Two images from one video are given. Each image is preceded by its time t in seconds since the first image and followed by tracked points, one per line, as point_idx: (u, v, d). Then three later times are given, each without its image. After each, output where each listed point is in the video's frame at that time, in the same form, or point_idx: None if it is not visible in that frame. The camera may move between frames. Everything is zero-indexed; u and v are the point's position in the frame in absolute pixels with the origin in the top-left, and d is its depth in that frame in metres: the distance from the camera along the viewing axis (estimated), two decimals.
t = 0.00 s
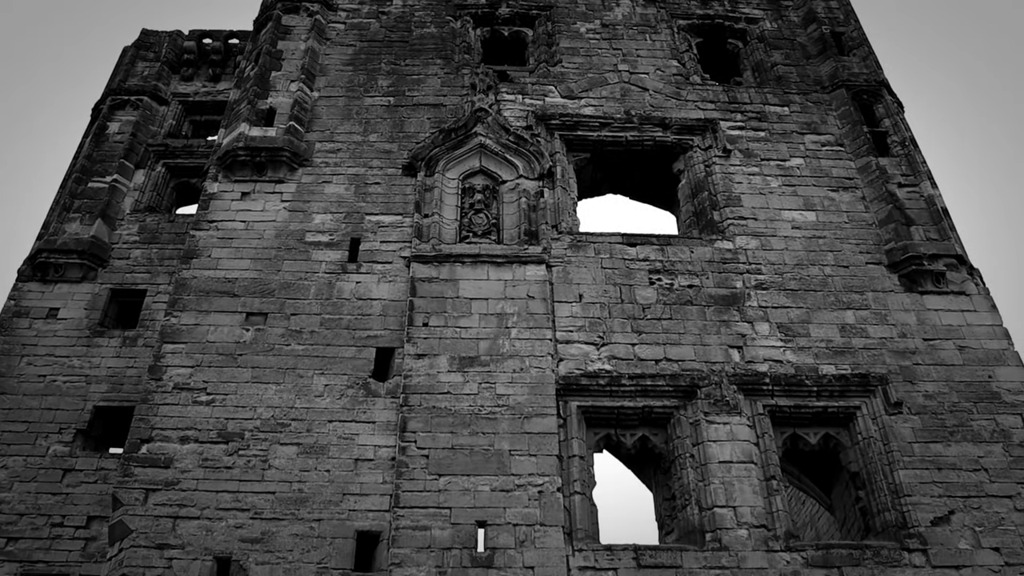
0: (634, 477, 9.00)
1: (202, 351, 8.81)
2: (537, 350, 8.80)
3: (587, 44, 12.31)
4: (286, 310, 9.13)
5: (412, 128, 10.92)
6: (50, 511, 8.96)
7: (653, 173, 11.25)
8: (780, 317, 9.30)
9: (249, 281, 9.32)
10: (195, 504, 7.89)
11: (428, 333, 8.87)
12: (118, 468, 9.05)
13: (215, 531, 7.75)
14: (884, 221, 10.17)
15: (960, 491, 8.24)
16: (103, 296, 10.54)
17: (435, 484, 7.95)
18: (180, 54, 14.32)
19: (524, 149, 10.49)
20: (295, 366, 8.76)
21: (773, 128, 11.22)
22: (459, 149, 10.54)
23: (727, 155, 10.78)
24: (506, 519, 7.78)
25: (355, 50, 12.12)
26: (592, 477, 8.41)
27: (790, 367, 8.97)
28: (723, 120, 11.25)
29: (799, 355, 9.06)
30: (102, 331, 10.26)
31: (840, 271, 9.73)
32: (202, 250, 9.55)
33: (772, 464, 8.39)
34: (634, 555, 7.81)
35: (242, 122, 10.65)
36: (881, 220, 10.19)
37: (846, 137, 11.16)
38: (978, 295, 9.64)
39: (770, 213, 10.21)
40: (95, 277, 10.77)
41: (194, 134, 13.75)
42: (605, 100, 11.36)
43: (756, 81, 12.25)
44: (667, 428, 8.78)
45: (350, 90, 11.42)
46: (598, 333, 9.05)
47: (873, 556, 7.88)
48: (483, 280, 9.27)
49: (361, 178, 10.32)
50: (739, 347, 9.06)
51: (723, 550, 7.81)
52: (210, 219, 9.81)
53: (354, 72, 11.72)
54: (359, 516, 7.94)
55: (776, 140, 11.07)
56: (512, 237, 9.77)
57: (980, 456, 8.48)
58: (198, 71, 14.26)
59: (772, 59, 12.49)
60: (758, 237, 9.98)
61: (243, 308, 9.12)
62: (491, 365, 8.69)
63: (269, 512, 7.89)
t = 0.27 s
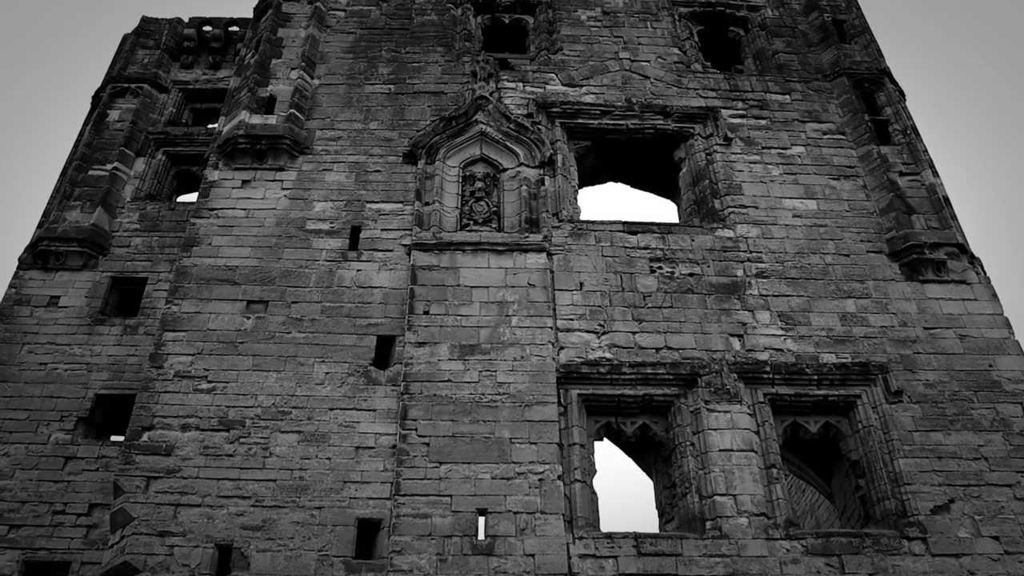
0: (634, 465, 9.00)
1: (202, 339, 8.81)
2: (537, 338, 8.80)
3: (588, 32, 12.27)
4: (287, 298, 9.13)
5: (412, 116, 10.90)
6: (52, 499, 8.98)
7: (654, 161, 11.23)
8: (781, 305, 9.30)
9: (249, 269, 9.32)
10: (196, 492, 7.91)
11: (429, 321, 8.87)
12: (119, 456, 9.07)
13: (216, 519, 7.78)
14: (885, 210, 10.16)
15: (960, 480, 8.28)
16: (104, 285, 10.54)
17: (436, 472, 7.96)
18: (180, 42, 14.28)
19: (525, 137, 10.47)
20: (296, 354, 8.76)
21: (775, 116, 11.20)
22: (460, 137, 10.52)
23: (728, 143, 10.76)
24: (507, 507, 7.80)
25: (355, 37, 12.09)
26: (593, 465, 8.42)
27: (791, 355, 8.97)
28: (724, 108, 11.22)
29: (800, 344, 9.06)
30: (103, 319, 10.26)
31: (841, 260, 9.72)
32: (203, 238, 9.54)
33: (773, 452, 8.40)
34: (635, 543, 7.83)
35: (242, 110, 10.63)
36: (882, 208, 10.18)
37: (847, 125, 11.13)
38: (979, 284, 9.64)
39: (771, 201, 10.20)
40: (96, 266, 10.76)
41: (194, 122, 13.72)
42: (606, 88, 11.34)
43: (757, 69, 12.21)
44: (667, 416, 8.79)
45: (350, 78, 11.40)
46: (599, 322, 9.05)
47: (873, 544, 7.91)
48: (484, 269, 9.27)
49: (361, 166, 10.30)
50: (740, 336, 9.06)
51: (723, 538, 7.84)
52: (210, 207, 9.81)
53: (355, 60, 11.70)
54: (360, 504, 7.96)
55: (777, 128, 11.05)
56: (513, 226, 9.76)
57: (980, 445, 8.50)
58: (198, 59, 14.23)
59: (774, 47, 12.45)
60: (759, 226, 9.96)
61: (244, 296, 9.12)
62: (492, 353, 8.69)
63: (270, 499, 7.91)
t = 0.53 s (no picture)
0: (634, 455, 9.01)
1: (203, 329, 8.81)
2: (538, 328, 8.80)
3: (589, 22, 12.25)
4: (287, 289, 9.12)
5: (413, 106, 10.89)
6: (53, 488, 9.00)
7: (655, 151, 11.22)
8: (782, 296, 9.30)
9: (250, 259, 9.32)
10: (197, 482, 7.93)
11: (429, 311, 8.87)
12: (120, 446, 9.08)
13: (217, 509, 7.80)
14: (886, 201, 10.15)
15: (960, 470, 8.29)
16: (104, 275, 10.54)
17: (436, 462, 7.97)
18: (180, 32, 14.25)
19: (526, 127, 10.46)
20: (297, 345, 8.76)
21: (776, 106, 11.18)
22: (460, 127, 10.51)
23: (729, 133, 10.75)
24: (507, 497, 7.82)
25: (356, 27, 12.07)
26: (593, 455, 8.43)
27: (791, 346, 8.97)
28: (725, 99, 11.21)
29: (800, 334, 9.06)
30: (103, 309, 10.26)
31: (842, 251, 9.72)
32: (203, 228, 9.54)
33: (773, 442, 8.42)
34: (635, 533, 7.84)
35: (242, 100, 10.62)
36: (883, 199, 10.18)
37: (848, 116, 11.12)
38: (980, 275, 9.65)
39: (772, 191, 10.19)
40: (96, 256, 10.76)
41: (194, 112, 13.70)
42: (607, 79, 11.32)
43: (758, 59, 12.19)
44: (668, 406, 8.80)
45: (351, 68, 11.38)
46: (600, 312, 9.05)
47: (873, 535, 7.94)
48: (484, 259, 9.27)
49: (361, 156, 10.30)
50: (741, 326, 9.06)
51: (723, 528, 7.86)
52: (211, 197, 9.81)
53: (355, 50, 11.68)
54: (361, 494, 7.97)
55: (778, 118, 11.03)
56: (513, 216, 9.76)
57: (980, 436, 8.52)
58: (198, 49, 14.20)
59: (775, 37, 12.43)
60: (760, 216, 9.96)
61: (244, 286, 9.12)
62: (492, 343, 8.70)
63: (271, 489, 7.92)
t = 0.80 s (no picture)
0: (633, 446, 9.01)
1: (203, 319, 8.81)
2: (538, 319, 8.81)
3: (590, 12, 12.22)
4: (287, 279, 9.12)
5: (413, 96, 10.88)
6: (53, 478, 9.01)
7: (656, 142, 11.21)
8: (781, 287, 9.30)
9: (250, 249, 9.32)
10: (196, 472, 7.94)
11: (429, 301, 8.87)
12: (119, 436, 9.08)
13: (217, 498, 7.81)
14: (886, 193, 10.15)
15: (959, 463, 8.31)
16: (104, 265, 10.53)
17: (436, 453, 7.98)
18: (180, 21, 14.22)
19: (526, 117, 10.45)
20: (296, 335, 8.77)
21: (777, 98, 11.17)
22: (461, 117, 10.50)
23: (730, 125, 10.74)
24: (506, 487, 7.84)
25: (356, 17, 12.06)
26: (592, 446, 8.44)
27: (791, 338, 8.98)
28: (726, 90, 11.19)
29: (800, 326, 9.07)
30: (103, 299, 10.27)
31: (842, 243, 9.72)
32: (203, 218, 9.54)
33: (772, 434, 8.43)
34: (634, 524, 7.85)
35: (242, 90, 10.62)
36: (883, 191, 10.18)
37: (849, 107, 11.11)
38: (980, 268, 9.65)
39: (772, 183, 10.18)
40: (96, 245, 10.76)
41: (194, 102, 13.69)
42: (607, 69, 11.30)
43: (759, 51, 12.17)
44: (667, 398, 8.80)
45: (351, 58, 11.37)
46: (600, 303, 9.05)
47: (871, 526, 7.96)
48: (484, 249, 9.27)
49: (362, 146, 10.29)
50: (740, 318, 9.06)
51: (722, 519, 7.88)
52: (211, 186, 9.80)
53: (356, 40, 11.66)
54: (360, 484, 7.98)
55: (779, 110, 11.02)
56: (513, 206, 9.76)
57: (979, 428, 8.53)
58: (198, 39, 14.17)
59: (776, 29, 12.41)
60: (760, 208, 9.95)
61: (244, 276, 9.12)
62: (492, 333, 8.70)
63: (270, 479, 7.94)
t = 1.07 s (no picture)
0: (632, 432, 9.02)
1: (202, 304, 8.82)
2: (537, 304, 8.81)
3: None
4: (287, 263, 9.12)
5: (414, 81, 10.86)
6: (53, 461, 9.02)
7: (656, 129, 11.20)
8: (781, 275, 9.30)
9: (250, 234, 9.31)
10: (196, 455, 7.95)
11: (428, 287, 8.87)
12: (119, 420, 9.09)
13: (216, 482, 7.83)
14: (887, 180, 10.14)
15: (957, 450, 8.33)
16: (104, 248, 10.53)
17: (435, 438, 8.00)
18: (180, 5, 14.17)
19: (526, 103, 10.43)
20: (296, 319, 8.77)
21: (778, 85, 11.14)
22: (461, 103, 10.49)
23: (731, 112, 10.72)
24: (505, 472, 7.85)
25: (357, 2, 12.02)
26: (591, 432, 8.45)
27: (790, 325, 8.98)
28: (727, 77, 11.17)
29: (799, 314, 9.07)
30: (103, 283, 10.26)
31: (842, 230, 9.71)
32: (203, 202, 9.53)
33: (771, 421, 8.43)
34: (632, 510, 7.87)
35: (243, 74, 10.60)
36: (884, 178, 10.17)
37: (850, 95, 11.09)
38: (980, 256, 9.65)
39: (773, 170, 10.17)
40: (96, 229, 10.74)
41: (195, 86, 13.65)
42: (608, 55, 11.28)
43: (761, 37, 12.14)
44: (666, 384, 8.81)
45: (352, 43, 11.34)
46: (599, 289, 9.05)
47: (869, 513, 7.98)
48: (484, 235, 9.26)
49: (362, 131, 10.27)
50: (740, 305, 9.06)
51: (720, 505, 7.90)
52: (210, 171, 9.79)
53: (356, 25, 11.63)
54: (359, 468, 7.99)
55: (780, 97, 11.00)
56: (513, 192, 9.75)
57: (978, 416, 8.55)
58: (199, 23, 14.13)
59: (778, 15, 12.37)
60: (760, 194, 9.95)
61: (244, 261, 9.12)
62: (491, 319, 8.70)
63: (270, 463, 7.95)
